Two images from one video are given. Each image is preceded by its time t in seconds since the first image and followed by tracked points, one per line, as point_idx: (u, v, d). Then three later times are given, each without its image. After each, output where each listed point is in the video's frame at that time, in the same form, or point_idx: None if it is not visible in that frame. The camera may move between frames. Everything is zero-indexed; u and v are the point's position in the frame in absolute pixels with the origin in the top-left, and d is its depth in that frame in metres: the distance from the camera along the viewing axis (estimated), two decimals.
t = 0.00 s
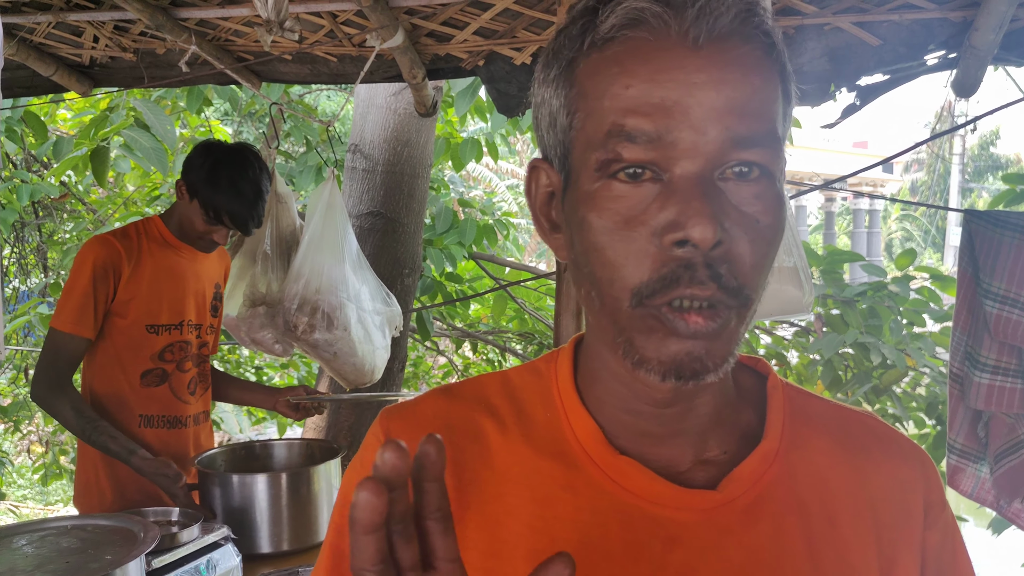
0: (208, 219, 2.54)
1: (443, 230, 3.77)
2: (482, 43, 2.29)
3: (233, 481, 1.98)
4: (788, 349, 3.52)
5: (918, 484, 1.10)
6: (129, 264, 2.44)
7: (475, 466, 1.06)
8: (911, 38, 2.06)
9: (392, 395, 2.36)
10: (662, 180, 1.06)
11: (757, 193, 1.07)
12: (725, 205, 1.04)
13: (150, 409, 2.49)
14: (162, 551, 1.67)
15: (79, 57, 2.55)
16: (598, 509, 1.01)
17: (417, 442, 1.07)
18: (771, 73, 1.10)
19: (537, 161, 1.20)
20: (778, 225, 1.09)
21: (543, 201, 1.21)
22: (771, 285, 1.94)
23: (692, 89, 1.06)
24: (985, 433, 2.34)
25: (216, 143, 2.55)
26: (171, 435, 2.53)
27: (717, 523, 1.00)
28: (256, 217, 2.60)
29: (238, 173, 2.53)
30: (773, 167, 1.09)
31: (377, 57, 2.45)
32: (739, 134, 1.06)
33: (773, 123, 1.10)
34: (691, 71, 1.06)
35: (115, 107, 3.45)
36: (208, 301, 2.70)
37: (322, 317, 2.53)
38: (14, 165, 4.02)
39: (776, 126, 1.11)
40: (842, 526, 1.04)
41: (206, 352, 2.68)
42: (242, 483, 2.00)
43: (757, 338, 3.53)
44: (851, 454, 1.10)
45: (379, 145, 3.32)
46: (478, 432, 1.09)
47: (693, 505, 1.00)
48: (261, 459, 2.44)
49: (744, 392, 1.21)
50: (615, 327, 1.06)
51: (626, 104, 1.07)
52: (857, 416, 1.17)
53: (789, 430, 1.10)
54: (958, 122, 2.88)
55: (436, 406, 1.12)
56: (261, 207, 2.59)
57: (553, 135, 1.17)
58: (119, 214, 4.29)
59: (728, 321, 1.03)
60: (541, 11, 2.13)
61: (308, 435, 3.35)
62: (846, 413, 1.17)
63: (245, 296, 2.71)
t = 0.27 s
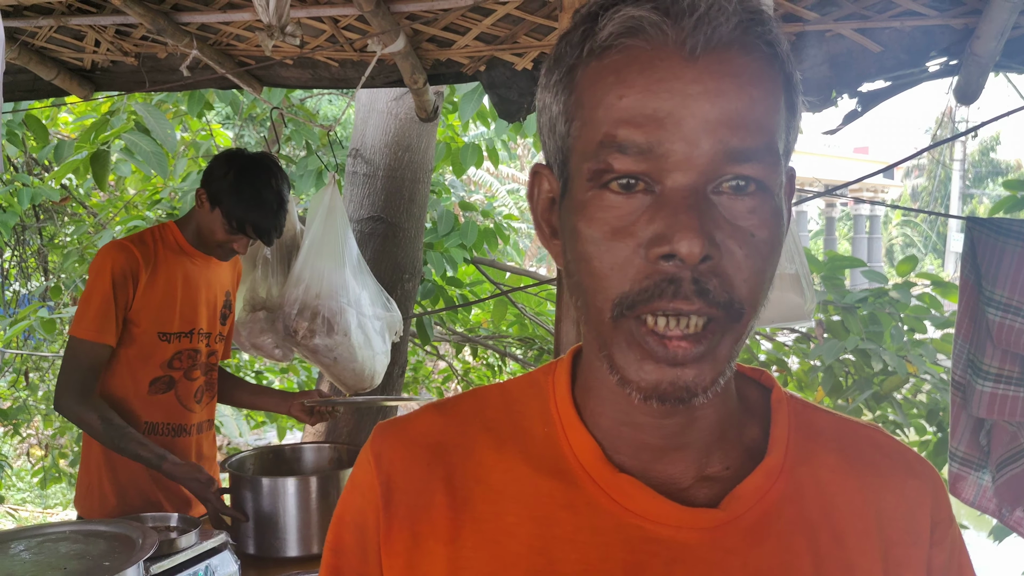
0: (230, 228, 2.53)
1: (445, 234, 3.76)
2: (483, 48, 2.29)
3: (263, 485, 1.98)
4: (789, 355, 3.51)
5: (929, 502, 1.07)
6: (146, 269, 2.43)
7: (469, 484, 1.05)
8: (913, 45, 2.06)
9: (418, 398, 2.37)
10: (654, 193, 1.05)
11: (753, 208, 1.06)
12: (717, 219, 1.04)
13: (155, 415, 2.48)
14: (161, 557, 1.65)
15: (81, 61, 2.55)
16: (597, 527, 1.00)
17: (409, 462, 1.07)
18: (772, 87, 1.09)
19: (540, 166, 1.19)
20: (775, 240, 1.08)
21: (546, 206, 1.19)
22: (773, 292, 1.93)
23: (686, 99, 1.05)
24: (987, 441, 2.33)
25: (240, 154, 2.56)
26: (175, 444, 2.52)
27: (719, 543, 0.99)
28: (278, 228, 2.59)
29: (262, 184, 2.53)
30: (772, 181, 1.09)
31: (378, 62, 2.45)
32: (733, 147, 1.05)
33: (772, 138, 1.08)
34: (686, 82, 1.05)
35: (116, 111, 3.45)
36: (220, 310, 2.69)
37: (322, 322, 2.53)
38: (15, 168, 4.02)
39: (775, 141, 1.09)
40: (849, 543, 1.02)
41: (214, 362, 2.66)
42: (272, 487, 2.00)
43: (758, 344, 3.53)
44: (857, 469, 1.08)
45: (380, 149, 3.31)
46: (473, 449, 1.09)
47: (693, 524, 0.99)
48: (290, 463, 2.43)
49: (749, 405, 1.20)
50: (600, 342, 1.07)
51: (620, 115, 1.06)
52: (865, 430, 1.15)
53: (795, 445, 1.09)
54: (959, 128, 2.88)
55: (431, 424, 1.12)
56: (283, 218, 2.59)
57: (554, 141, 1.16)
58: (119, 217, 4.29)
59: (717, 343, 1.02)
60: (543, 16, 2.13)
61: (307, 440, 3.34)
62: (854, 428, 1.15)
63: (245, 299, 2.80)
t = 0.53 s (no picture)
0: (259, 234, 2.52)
1: (445, 238, 3.75)
2: (484, 53, 2.29)
3: (314, 488, 1.94)
4: (791, 360, 3.49)
5: (922, 512, 1.06)
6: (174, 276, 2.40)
7: (451, 495, 1.05)
8: (914, 50, 2.05)
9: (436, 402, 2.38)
10: (624, 204, 1.05)
11: (724, 216, 1.06)
12: (688, 229, 1.03)
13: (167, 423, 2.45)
14: (158, 564, 1.65)
15: (81, 66, 2.55)
16: (578, 537, 1.00)
17: (394, 473, 1.07)
18: (742, 94, 1.08)
19: (517, 178, 1.21)
20: (748, 248, 1.07)
21: (524, 217, 1.20)
22: (773, 298, 1.92)
23: (653, 109, 1.04)
24: (987, 448, 2.32)
25: (266, 160, 2.55)
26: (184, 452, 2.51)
27: (699, 555, 0.98)
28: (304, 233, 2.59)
29: (288, 190, 2.53)
30: (743, 190, 1.07)
31: (379, 68, 2.44)
32: (702, 155, 1.04)
33: (742, 145, 1.07)
34: (654, 91, 1.05)
35: (117, 116, 3.45)
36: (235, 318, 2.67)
37: (322, 328, 2.54)
38: (16, 173, 4.02)
39: (746, 149, 1.08)
40: (835, 554, 1.01)
41: (226, 370, 2.65)
42: (324, 489, 1.96)
43: (759, 349, 3.51)
44: (845, 478, 1.07)
45: (381, 155, 3.31)
46: (456, 459, 1.08)
47: (673, 534, 0.98)
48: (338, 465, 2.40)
49: (735, 413, 1.19)
50: (575, 352, 1.07)
51: (590, 125, 1.06)
52: (859, 438, 1.14)
53: (779, 454, 1.08)
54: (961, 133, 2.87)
55: (416, 435, 1.12)
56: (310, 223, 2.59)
57: (528, 152, 1.17)
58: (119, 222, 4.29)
59: (691, 350, 1.01)
60: (542, 22, 2.13)
61: (305, 446, 3.33)
62: (847, 436, 1.14)
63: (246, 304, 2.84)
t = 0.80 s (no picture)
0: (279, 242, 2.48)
1: (446, 242, 3.76)
2: (484, 58, 2.31)
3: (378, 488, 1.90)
4: (791, 363, 3.50)
5: (916, 507, 1.07)
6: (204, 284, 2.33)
7: (453, 492, 1.06)
8: (910, 53, 2.07)
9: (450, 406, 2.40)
10: (620, 203, 1.06)
11: (719, 215, 1.07)
12: (683, 227, 1.04)
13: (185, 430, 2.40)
14: (163, 567, 1.65)
15: (83, 72, 2.57)
16: (579, 533, 1.01)
17: (397, 469, 1.08)
18: (734, 94, 1.10)
19: (516, 181, 1.22)
20: (743, 246, 1.08)
21: (523, 218, 1.21)
22: (772, 299, 1.93)
23: (646, 110, 1.06)
24: (987, 447, 2.33)
25: (286, 166, 2.52)
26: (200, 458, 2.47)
27: (698, 549, 0.99)
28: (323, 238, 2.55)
29: (306, 196, 2.49)
30: (737, 189, 1.09)
31: (379, 72, 2.46)
32: (695, 156, 1.06)
33: (735, 145, 1.08)
34: (646, 93, 1.06)
35: (118, 122, 3.47)
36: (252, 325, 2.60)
37: (324, 332, 2.58)
38: (17, 179, 4.03)
39: (740, 149, 1.09)
40: (831, 549, 1.02)
41: (242, 377, 2.59)
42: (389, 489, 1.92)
43: (760, 352, 3.52)
44: (841, 475, 1.08)
45: (381, 159, 3.33)
46: (458, 456, 1.09)
47: (673, 529, 0.99)
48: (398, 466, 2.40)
49: (732, 410, 1.20)
50: (575, 351, 1.08)
51: (583, 127, 1.08)
52: (855, 435, 1.15)
53: (777, 451, 1.09)
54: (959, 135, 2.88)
55: (418, 432, 1.13)
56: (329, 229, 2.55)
57: (526, 154, 1.18)
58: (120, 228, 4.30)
59: (689, 347, 1.02)
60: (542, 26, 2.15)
61: (307, 451, 3.33)
62: (843, 433, 1.15)
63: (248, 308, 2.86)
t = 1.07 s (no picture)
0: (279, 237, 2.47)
1: (447, 243, 3.76)
2: (484, 60, 2.31)
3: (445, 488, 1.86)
4: (790, 365, 3.51)
5: (918, 507, 1.07)
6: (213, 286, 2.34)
7: (460, 491, 1.06)
8: (910, 56, 2.07)
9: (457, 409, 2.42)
10: (630, 205, 1.07)
11: (728, 209, 1.07)
12: (694, 224, 1.05)
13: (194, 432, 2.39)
14: (164, 567, 1.65)
15: (83, 73, 2.57)
16: (586, 532, 1.01)
17: (404, 469, 1.08)
18: (734, 90, 1.10)
19: (515, 191, 1.22)
20: (754, 242, 1.09)
21: (524, 228, 1.22)
22: (773, 301, 1.94)
23: (651, 111, 1.06)
24: (986, 448, 2.33)
25: (283, 165, 2.54)
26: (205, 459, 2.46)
27: (704, 548, 0.99)
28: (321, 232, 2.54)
29: (303, 191, 2.50)
30: (743, 183, 1.10)
31: (379, 74, 2.46)
32: (703, 151, 1.06)
33: (739, 141, 1.09)
34: (649, 93, 1.06)
35: (119, 123, 3.47)
36: (259, 326, 2.59)
37: (324, 333, 2.58)
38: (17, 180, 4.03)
39: (745, 144, 1.11)
40: (835, 548, 1.03)
41: (250, 378, 2.57)
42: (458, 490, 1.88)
43: (759, 354, 3.53)
44: (845, 474, 1.08)
45: (381, 161, 3.33)
46: (464, 455, 1.10)
47: (679, 529, 0.99)
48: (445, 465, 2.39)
49: (735, 410, 1.20)
50: (594, 354, 1.07)
51: (590, 131, 1.08)
52: (857, 435, 1.15)
53: (782, 450, 1.09)
54: (959, 137, 2.89)
55: (424, 431, 1.13)
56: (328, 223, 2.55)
57: (526, 163, 1.19)
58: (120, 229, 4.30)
59: (710, 339, 1.02)
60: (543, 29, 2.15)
61: (306, 451, 3.33)
62: (845, 433, 1.15)
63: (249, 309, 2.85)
